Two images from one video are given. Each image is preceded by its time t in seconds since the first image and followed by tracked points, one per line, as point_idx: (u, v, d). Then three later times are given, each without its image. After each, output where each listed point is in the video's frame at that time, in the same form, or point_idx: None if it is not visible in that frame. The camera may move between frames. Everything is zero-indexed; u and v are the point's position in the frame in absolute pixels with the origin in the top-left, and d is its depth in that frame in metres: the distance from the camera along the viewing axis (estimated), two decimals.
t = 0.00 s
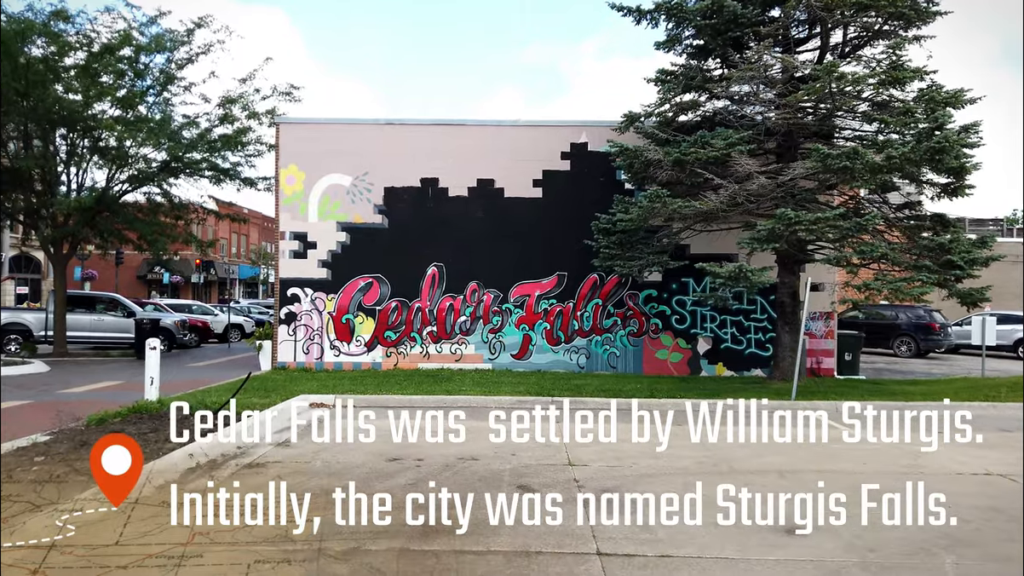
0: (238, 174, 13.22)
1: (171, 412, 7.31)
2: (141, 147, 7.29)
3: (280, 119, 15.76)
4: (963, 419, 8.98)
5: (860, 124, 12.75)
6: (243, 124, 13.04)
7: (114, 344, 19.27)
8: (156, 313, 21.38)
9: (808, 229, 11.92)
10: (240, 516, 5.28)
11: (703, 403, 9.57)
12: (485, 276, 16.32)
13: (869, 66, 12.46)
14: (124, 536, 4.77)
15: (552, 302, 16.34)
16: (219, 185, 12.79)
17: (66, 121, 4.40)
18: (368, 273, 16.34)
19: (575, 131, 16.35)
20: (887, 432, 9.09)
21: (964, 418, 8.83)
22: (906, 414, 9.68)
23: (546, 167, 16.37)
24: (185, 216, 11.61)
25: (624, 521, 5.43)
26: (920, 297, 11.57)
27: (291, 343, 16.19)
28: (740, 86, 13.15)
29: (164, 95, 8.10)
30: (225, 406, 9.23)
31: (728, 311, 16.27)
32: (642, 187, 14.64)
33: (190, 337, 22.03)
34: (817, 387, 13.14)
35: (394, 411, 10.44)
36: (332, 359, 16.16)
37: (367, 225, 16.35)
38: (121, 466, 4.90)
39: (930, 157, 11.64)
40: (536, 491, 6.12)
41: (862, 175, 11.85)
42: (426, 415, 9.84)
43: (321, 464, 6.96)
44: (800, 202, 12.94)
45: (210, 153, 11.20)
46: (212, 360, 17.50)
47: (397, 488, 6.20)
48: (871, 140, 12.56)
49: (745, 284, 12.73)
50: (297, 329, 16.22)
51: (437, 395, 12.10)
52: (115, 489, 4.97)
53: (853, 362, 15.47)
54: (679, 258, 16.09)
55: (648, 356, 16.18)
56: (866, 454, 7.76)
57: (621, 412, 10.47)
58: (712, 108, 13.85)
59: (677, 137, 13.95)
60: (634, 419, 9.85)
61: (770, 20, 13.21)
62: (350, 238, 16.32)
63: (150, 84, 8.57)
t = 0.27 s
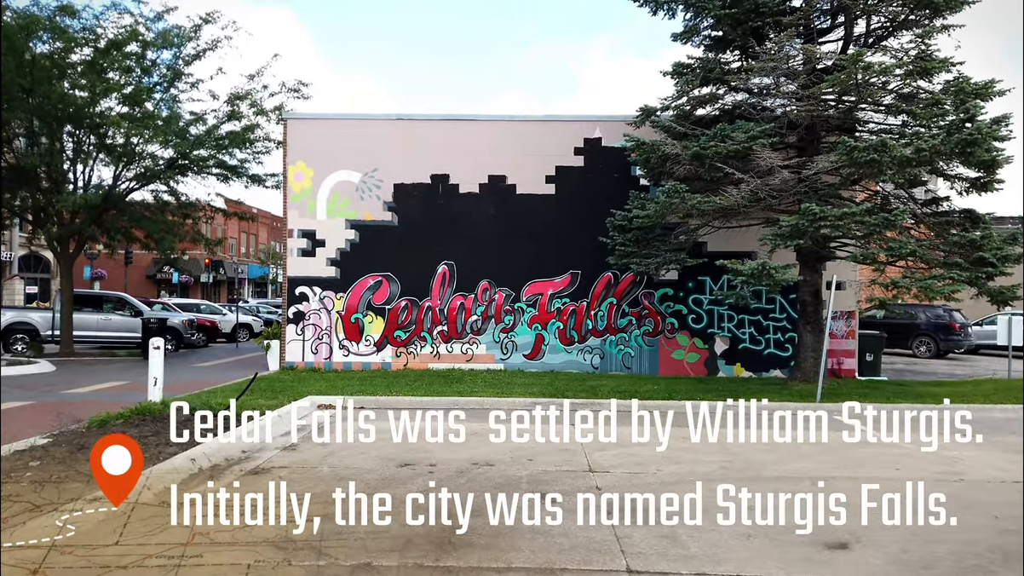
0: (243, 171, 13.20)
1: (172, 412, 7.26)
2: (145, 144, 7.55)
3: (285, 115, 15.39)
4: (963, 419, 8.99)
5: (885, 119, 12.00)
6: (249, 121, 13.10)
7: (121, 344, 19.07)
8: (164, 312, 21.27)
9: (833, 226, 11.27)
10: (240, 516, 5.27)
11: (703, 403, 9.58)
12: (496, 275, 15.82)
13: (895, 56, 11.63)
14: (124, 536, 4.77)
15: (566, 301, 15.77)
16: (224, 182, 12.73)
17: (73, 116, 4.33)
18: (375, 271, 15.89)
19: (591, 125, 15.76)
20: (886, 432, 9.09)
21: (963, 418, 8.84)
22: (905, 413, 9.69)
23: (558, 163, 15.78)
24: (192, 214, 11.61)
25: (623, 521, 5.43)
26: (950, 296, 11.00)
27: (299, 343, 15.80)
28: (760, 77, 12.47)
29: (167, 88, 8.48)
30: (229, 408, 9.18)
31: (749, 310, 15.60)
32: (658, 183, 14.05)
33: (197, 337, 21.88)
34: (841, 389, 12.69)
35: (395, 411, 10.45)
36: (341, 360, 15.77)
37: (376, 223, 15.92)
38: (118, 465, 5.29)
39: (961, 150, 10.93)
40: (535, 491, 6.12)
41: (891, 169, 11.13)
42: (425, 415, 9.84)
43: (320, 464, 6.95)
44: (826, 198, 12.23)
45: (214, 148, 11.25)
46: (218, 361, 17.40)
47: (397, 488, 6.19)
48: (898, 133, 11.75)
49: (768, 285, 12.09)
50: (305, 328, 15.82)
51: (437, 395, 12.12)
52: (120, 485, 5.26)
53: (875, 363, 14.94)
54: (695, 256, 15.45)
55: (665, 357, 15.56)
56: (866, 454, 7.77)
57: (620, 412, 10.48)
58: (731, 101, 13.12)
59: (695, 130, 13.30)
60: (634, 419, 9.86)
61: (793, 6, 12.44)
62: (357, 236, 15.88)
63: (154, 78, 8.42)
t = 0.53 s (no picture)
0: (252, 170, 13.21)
1: (171, 414, 7.33)
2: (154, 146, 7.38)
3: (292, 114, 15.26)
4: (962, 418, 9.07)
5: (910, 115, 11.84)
6: (258, 121, 13.16)
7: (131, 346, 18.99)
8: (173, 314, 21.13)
9: (859, 229, 10.99)
10: (240, 516, 5.28)
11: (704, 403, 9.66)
12: (510, 277, 15.59)
13: (923, 50, 11.39)
14: (124, 536, 4.79)
15: (580, 303, 15.60)
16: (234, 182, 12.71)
17: (85, 115, 4.36)
18: (386, 274, 15.70)
19: (605, 124, 15.56)
20: (886, 432, 9.12)
21: (963, 418, 8.86)
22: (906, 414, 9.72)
23: (573, 162, 15.59)
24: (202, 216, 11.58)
25: (624, 521, 5.44)
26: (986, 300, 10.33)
27: (310, 346, 15.59)
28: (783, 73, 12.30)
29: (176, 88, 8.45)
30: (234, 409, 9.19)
31: (767, 314, 15.39)
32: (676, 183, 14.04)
33: (204, 338, 21.89)
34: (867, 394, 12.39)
35: (396, 411, 10.49)
36: (351, 363, 15.56)
37: (387, 224, 15.74)
38: (121, 465, 4.92)
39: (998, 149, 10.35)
40: (536, 491, 6.13)
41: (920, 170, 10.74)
42: (426, 415, 9.89)
43: (320, 467, 6.97)
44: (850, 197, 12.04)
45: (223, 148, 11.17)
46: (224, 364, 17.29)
47: (398, 487, 6.23)
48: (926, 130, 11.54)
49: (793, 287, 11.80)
50: (315, 331, 15.62)
51: (437, 396, 12.14)
52: (116, 489, 4.96)
53: (898, 368, 14.76)
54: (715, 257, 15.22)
55: (681, 361, 15.38)
56: (865, 457, 7.82)
57: (621, 412, 10.51)
58: (752, 98, 13.00)
59: (716, 128, 13.21)
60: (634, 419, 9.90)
61: None
62: (368, 236, 15.69)
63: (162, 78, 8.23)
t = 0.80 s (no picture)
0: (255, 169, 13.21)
1: (171, 415, 7.34)
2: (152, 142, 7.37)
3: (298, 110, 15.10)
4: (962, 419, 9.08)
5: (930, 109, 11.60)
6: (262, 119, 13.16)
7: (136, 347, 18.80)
8: (178, 315, 20.89)
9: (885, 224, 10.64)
10: (240, 516, 5.28)
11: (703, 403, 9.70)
12: (518, 275, 15.53)
13: (948, 41, 11.17)
14: (124, 536, 4.79)
15: (588, 303, 15.46)
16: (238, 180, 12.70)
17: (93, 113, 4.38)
18: (394, 273, 15.59)
19: (615, 120, 15.43)
20: (886, 433, 9.12)
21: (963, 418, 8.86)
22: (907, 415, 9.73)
23: (581, 159, 15.49)
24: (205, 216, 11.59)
25: (625, 521, 5.43)
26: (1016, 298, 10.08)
27: (314, 347, 15.48)
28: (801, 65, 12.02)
29: (185, 87, 8.69)
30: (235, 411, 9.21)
31: (781, 315, 15.16)
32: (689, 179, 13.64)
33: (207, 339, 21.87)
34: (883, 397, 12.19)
35: (397, 412, 10.51)
36: (355, 364, 15.43)
37: (392, 222, 15.62)
38: (121, 466, 4.90)
39: None
40: (536, 492, 6.13)
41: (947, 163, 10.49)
42: (427, 416, 9.91)
43: (321, 469, 6.97)
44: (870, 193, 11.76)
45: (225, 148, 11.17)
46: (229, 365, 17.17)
47: (398, 488, 6.24)
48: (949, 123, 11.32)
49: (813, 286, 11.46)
50: (319, 332, 15.49)
51: (437, 397, 12.15)
52: (115, 489, 4.96)
53: (916, 370, 14.56)
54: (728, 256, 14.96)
55: (692, 362, 15.19)
56: (864, 458, 7.83)
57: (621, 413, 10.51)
58: (768, 91, 12.69)
59: (731, 122, 12.87)
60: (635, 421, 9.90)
61: None
62: (376, 236, 15.60)
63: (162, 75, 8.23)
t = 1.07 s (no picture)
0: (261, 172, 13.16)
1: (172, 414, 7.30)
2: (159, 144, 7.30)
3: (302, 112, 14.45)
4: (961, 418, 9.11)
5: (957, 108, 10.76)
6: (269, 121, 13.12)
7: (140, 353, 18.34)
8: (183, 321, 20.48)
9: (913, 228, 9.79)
10: (240, 516, 5.28)
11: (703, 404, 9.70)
12: (527, 282, 14.31)
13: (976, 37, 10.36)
14: (124, 536, 4.78)
15: (603, 309, 14.24)
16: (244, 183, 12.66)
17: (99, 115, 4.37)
18: (393, 278, 14.48)
19: (628, 119, 14.28)
20: (886, 433, 9.11)
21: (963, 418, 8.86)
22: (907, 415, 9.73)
23: (594, 159, 14.32)
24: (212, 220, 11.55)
25: (625, 521, 5.43)
26: None
27: (318, 354, 14.43)
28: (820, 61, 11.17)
29: (191, 91, 8.72)
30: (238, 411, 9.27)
31: (802, 320, 14.01)
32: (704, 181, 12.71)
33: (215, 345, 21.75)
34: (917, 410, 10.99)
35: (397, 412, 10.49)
36: (361, 372, 14.36)
37: (400, 226, 14.53)
38: (121, 467, 4.87)
39: None
40: (536, 492, 6.13)
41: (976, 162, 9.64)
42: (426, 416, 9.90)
43: (320, 469, 6.96)
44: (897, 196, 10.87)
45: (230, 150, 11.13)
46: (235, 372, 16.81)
47: (397, 488, 6.22)
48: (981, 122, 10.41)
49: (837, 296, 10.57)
50: (324, 339, 14.46)
51: (437, 398, 12.15)
52: (115, 489, 4.95)
53: (940, 377, 13.79)
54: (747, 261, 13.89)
55: (709, 371, 13.98)
56: (863, 459, 7.83)
57: (622, 413, 10.51)
58: (787, 90, 11.79)
59: (748, 121, 11.94)
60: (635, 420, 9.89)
61: None
62: (377, 238, 14.48)
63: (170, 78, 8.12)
